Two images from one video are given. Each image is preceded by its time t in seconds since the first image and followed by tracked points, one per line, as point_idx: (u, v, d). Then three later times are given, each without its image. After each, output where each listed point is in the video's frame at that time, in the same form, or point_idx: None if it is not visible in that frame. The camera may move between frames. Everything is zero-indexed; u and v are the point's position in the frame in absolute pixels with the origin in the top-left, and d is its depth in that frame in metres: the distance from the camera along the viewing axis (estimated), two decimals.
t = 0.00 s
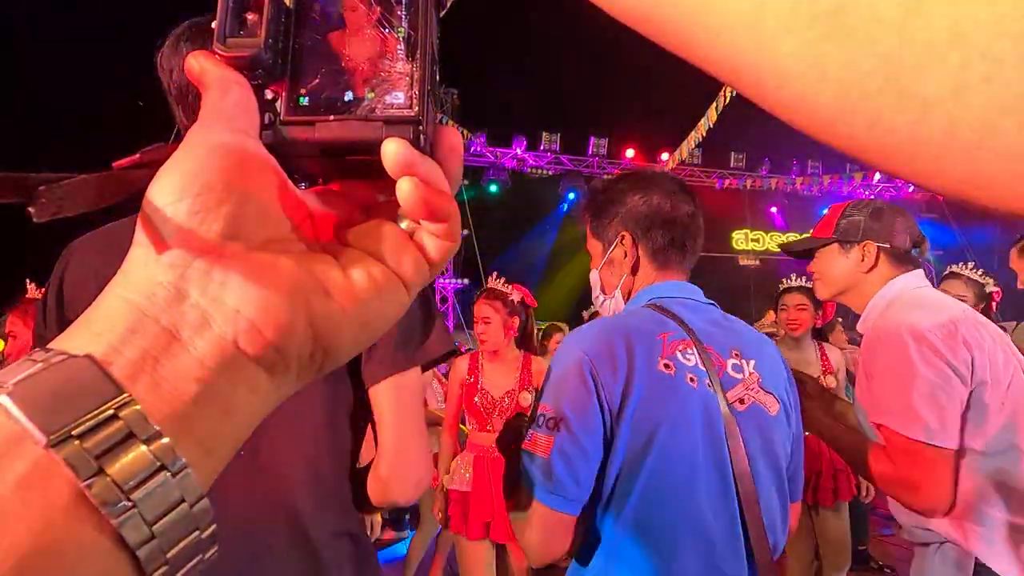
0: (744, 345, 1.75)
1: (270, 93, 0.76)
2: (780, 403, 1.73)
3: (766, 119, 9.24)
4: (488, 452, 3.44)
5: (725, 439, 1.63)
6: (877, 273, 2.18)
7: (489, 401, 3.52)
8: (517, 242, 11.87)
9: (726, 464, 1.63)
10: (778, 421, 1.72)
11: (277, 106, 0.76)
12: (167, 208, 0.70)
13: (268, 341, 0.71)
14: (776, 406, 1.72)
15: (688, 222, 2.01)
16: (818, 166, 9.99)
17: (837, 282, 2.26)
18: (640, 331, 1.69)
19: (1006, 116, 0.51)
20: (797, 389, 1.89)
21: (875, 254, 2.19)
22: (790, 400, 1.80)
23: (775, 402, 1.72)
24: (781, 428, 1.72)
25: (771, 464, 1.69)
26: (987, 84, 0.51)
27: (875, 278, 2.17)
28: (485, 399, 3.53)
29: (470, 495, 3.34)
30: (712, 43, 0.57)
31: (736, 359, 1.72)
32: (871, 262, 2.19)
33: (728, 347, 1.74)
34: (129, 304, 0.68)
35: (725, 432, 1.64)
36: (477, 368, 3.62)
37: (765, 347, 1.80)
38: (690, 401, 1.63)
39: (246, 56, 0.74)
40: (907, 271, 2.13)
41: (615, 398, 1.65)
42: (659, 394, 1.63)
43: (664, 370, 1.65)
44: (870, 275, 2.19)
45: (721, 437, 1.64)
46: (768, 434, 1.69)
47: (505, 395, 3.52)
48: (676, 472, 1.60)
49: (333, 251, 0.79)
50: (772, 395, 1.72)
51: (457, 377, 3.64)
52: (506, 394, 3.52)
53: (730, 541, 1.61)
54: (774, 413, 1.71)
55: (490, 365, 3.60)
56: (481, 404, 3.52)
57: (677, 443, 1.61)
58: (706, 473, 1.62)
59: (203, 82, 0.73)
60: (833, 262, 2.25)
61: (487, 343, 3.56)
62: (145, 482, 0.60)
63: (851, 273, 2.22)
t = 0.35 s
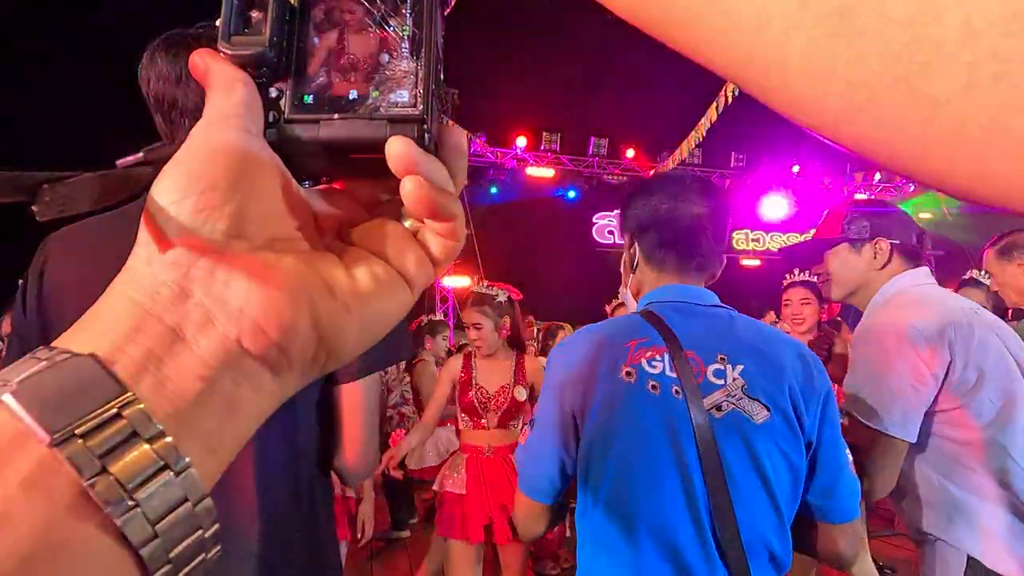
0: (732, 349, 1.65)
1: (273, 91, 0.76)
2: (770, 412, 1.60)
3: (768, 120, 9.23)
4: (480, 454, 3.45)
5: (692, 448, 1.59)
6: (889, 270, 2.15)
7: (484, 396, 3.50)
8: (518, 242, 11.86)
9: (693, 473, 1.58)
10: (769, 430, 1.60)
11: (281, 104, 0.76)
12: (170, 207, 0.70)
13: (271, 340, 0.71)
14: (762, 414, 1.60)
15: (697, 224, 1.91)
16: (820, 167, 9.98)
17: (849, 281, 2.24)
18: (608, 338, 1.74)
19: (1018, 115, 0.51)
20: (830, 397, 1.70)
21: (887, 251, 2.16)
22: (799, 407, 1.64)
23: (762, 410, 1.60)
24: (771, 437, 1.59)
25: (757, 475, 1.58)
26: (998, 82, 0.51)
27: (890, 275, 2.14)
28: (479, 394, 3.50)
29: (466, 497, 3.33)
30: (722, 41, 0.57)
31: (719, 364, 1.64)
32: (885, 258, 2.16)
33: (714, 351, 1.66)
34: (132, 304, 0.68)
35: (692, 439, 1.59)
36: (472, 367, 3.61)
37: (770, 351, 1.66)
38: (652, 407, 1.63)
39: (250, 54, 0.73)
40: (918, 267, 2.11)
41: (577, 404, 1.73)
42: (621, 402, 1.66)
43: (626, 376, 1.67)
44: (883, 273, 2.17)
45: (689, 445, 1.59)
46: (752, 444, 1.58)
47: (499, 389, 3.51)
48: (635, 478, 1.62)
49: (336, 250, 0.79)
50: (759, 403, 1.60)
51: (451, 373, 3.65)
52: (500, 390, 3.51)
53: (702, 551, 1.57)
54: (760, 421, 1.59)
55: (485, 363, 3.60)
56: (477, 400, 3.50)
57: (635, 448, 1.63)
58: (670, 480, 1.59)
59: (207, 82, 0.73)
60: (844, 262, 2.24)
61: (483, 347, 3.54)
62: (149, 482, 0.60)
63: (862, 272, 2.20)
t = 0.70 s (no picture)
0: (721, 343, 1.65)
1: (267, 90, 0.76)
2: (760, 405, 1.57)
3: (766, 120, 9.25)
4: (471, 455, 3.45)
5: (679, 442, 1.59)
6: (896, 269, 2.12)
7: (472, 397, 3.48)
8: (516, 241, 11.84)
9: (682, 468, 1.58)
10: (760, 424, 1.57)
11: (275, 104, 0.76)
12: (163, 207, 0.70)
13: (266, 339, 0.70)
14: (751, 407, 1.57)
15: (694, 226, 1.82)
16: (818, 167, 9.98)
17: (855, 281, 2.19)
18: (601, 339, 1.78)
19: (1013, 116, 0.51)
20: (830, 389, 1.61)
21: (893, 248, 2.13)
22: (793, 400, 1.59)
23: (751, 403, 1.58)
24: (762, 430, 1.56)
25: (750, 469, 1.55)
26: (994, 84, 0.51)
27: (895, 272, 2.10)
28: (468, 395, 3.49)
29: (450, 498, 3.33)
30: (714, 40, 0.57)
31: (709, 359, 1.64)
32: (891, 256, 2.13)
33: (703, 346, 1.66)
34: (125, 304, 0.68)
35: (681, 434, 1.60)
36: (458, 370, 3.57)
37: (761, 345, 1.63)
38: (642, 405, 1.66)
39: (243, 53, 0.73)
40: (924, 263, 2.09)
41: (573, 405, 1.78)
42: (611, 400, 1.70)
43: (615, 375, 1.71)
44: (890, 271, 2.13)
45: (678, 440, 1.60)
46: (742, 438, 1.56)
47: (488, 389, 3.49)
48: (628, 474, 1.64)
49: (331, 250, 0.79)
50: (748, 396, 1.58)
51: (435, 378, 3.60)
52: (489, 391, 3.49)
53: (698, 547, 1.56)
54: (749, 414, 1.57)
55: (472, 366, 3.55)
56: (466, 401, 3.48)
57: (628, 445, 1.65)
58: (660, 475, 1.60)
59: (200, 81, 0.72)
60: (849, 262, 2.20)
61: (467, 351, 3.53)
62: (141, 483, 0.59)
63: (868, 271, 2.16)
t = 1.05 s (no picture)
0: (705, 336, 1.64)
1: (264, 86, 0.75)
2: (747, 394, 1.59)
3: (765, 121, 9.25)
4: (475, 454, 3.47)
5: (674, 435, 1.56)
6: (895, 270, 2.10)
7: (476, 398, 3.47)
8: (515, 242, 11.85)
9: (677, 463, 1.55)
10: (748, 414, 1.57)
11: (272, 100, 0.75)
12: (159, 206, 0.69)
13: (264, 339, 0.70)
14: (740, 397, 1.58)
15: (645, 229, 1.82)
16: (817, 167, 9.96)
17: (855, 282, 2.17)
18: (584, 336, 1.71)
19: (1001, 113, 0.50)
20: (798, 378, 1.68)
21: (893, 249, 2.11)
22: (772, 388, 1.63)
23: (739, 393, 1.58)
24: (750, 419, 1.57)
25: (741, 460, 1.55)
26: (983, 82, 0.50)
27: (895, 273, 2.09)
28: (471, 397, 3.48)
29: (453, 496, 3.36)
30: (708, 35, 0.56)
31: (695, 352, 1.62)
32: (890, 257, 2.11)
33: (688, 338, 1.65)
34: (122, 304, 0.67)
35: (674, 429, 1.57)
36: (461, 368, 3.55)
37: (743, 338, 1.65)
38: (633, 400, 1.61)
39: (239, 49, 0.72)
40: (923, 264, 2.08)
41: (559, 403, 1.70)
42: (600, 397, 1.64)
43: (604, 371, 1.65)
44: (889, 271, 2.11)
45: (672, 434, 1.56)
46: (732, 428, 1.56)
47: (490, 391, 3.47)
48: (621, 473, 1.58)
49: (329, 247, 0.78)
50: (735, 386, 1.59)
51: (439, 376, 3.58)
52: (491, 393, 3.47)
53: (696, 544, 1.52)
54: (738, 404, 1.57)
55: (473, 364, 3.54)
56: (468, 404, 3.47)
57: (619, 442, 1.60)
58: (655, 471, 1.56)
59: (194, 76, 0.72)
60: (849, 263, 2.18)
61: (462, 346, 3.50)
62: (139, 484, 0.59)
63: (868, 272, 2.14)
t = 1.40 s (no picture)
0: (692, 340, 1.67)
1: (269, 82, 0.75)
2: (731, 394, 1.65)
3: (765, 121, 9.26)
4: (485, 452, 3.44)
5: (673, 439, 1.56)
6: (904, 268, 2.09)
7: (484, 399, 3.45)
8: (516, 242, 11.87)
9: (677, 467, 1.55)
10: (733, 414, 1.64)
11: (277, 96, 0.76)
12: (166, 203, 0.69)
13: (270, 335, 0.70)
14: (726, 397, 1.63)
15: (610, 232, 1.82)
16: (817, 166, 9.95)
17: (865, 281, 2.17)
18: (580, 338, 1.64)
19: (1004, 107, 0.49)
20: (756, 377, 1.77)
21: (901, 247, 2.10)
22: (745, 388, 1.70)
23: (726, 393, 1.63)
24: (732, 419, 1.63)
25: (729, 459, 1.60)
26: (984, 76, 0.48)
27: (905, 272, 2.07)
28: (481, 398, 3.45)
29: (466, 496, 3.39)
30: (714, 27, 0.55)
31: (684, 354, 1.64)
32: (899, 255, 2.09)
33: (676, 342, 1.66)
34: (128, 300, 0.67)
35: (672, 432, 1.56)
36: (473, 368, 3.54)
37: (722, 341, 1.71)
38: (633, 404, 1.58)
39: (244, 46, 0.72)
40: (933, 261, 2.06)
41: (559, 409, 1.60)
42: (599, 400, 1.57)
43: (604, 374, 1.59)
44: (899, 269, 2.10)
45: (671, 437, 1.56)
46: (721, 428, 1.60)
47: (500, 392, 3.44)
48: (618, 478, 1.54)
49: (334, 244, 0.79)
50: (722, 387, 1.64)
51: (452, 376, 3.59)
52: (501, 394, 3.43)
53: (693, 546, 1.52)
54: (725, 405, 1.62)
55: (484, 364, 3.52)
56: (479, 404, 3.45)
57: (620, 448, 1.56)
58: (652, 474, 1.54)
59: (201, 72, 0.71)
60: (858, 262, 2.18)
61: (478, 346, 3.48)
62: (148, 479, 0.59)
63: (877, 270, 2.14)
